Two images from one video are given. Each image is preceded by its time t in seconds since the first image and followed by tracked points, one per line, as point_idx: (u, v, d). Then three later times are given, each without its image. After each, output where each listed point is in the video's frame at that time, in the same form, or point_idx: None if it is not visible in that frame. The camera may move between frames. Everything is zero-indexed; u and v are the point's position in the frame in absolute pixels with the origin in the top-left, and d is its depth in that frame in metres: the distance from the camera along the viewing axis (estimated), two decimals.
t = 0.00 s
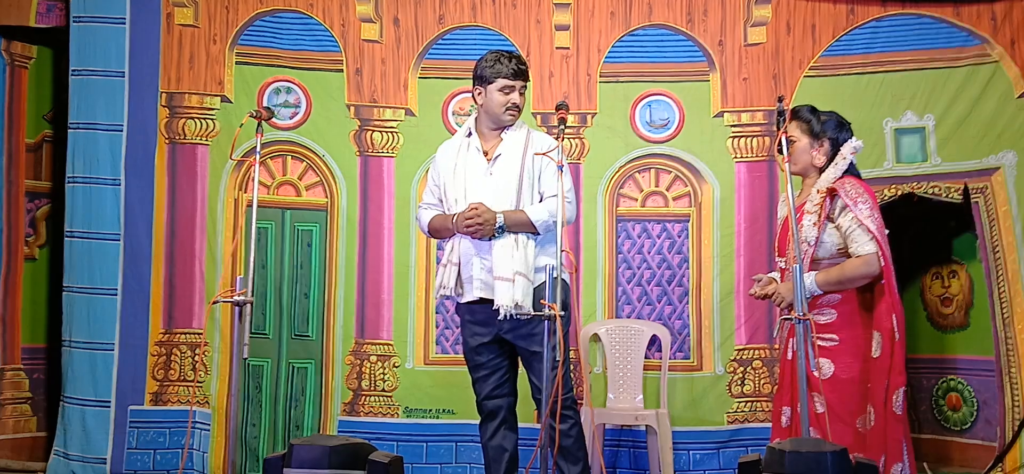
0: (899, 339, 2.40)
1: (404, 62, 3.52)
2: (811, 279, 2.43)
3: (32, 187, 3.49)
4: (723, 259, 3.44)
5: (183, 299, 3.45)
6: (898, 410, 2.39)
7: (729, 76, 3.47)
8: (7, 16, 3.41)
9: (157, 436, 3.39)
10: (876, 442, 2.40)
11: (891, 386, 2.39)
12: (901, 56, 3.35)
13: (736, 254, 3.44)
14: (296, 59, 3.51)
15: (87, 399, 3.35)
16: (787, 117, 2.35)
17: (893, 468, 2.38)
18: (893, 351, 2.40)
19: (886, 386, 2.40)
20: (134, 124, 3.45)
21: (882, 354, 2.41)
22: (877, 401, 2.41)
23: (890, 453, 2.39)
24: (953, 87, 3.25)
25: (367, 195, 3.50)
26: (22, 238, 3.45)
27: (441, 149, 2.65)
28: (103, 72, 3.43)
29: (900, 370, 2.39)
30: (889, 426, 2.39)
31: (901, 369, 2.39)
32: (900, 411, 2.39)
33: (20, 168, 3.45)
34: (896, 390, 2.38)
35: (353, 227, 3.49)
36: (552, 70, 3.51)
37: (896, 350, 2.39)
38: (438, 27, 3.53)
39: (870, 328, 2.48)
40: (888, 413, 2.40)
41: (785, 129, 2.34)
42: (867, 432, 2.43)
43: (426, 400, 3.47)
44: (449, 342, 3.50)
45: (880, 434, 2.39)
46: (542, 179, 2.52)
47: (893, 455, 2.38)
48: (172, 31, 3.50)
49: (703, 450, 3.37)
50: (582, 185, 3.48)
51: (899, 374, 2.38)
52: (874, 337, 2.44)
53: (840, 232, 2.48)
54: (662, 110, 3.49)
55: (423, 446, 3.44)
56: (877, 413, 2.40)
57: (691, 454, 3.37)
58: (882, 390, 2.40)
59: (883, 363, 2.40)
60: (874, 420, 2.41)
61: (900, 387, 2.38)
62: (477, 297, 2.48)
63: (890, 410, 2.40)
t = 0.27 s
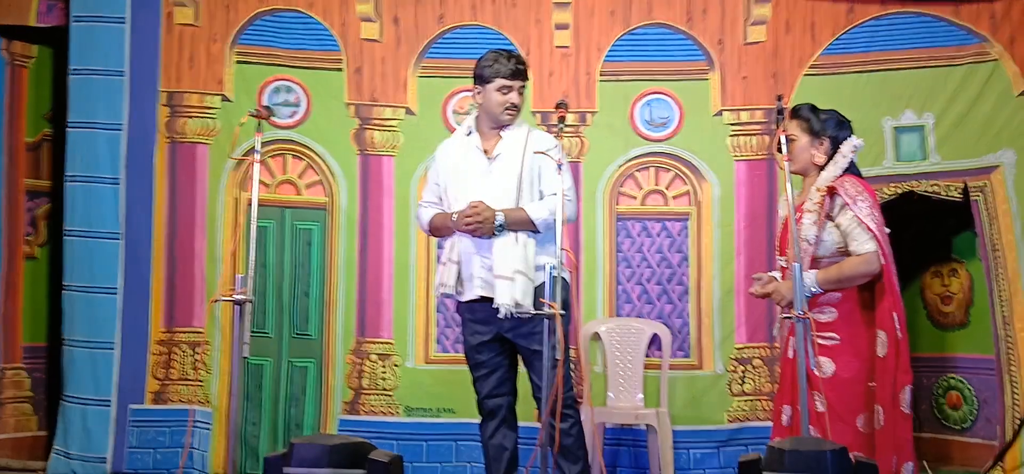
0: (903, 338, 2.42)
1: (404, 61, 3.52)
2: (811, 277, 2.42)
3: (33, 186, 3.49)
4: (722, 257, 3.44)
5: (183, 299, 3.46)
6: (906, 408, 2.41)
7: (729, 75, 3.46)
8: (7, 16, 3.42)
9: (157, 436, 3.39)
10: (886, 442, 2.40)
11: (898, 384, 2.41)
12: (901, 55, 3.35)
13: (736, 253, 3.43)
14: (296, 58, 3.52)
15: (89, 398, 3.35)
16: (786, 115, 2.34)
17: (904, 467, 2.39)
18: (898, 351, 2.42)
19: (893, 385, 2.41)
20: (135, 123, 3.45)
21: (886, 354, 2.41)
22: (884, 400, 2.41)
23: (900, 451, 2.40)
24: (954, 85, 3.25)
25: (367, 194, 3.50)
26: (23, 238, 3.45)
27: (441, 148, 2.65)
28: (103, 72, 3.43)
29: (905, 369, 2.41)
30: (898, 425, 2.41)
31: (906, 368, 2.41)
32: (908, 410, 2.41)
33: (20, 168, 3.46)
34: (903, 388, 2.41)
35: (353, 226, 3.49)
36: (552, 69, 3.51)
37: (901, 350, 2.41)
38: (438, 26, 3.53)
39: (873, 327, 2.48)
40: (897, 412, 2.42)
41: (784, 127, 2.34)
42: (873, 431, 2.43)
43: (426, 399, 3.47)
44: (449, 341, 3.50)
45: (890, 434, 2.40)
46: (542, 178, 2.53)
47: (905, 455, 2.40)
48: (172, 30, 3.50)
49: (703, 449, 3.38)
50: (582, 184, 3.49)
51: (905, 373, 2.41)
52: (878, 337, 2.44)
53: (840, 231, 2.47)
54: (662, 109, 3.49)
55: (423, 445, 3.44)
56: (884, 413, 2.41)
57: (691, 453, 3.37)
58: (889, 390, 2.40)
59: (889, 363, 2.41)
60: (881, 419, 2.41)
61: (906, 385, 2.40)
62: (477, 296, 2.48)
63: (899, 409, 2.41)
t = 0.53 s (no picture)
0: (905, 338, 2.41)
1: (404, 61, 3.52)
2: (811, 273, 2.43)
3: (33, 186, 3.49)
4: (723, 257, 3.44)
5: (183, 299, 3.45)
6: (907, 408, 2.42)
7: (729, 74, 3.46)
8: (7, 16, 3.42)
9: (157, 436, 3.39)
10: (887, 442, 2.40)
11: (899, 384, 2.42)
12: (901, 55, 3.34)
13: (736, 253, 3.43)
14: (297, 58, 3.51)
15: (88, 399, 3.36)
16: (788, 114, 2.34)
17: (903, 467, 2.41)
18: (899, 351, 2.41)
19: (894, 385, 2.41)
20: (135, 123, 3.45)
21: (888, 354, 2.41)
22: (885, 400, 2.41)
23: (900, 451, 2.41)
24: (954, 85, 3.25)
25: (368, 194, 3.50)
26: (23, 238, 3.45)
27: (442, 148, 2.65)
28: (103, 71, 3.43)
29: (907, 369, 2.42)
30: (898, 425, 2.41)
31: (908, 368, 2.42)
32: (909, 410, 2.42)
33: (21, 168, 3.46)
34: (904, 388, 2.41)
35: (353, 226, 3.49)
36: (553, 68, 3.50)
37: (902, 350, 2.40)
38: (438, 26, 3.53)
39: (873, 327, 2.47)
40: (897, 412, 2.42)
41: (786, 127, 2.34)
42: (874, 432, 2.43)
43: (427, 399, 3.47)
44: (449, 341, 3.50)
45: (890, 434, 2.40)
46: (544, 178, 2.52)
47: (904, 454, 2.42)
48: (172, 30, 3.50)
49: (704, 449, 3.37)
50: (583, 184, 3.48)
51: (907, 373, 2.41)
52: (880, 337, 2.44)
53: (841, 230, 2.48)
54: (663, 109, 3.49)
55: (423, 445, 3.44)
56: (885, 413, 2.40)
57: (691, 453, 3.37)
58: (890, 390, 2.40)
59: (890, 362, 2.40)
60: (882, 420, 2.41)
61: (907, 385, 2.41)
62: (478, 295, 2.48)
63: (899, 410, 2.42)
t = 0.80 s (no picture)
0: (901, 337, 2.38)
1: (404, 61, 3.52)
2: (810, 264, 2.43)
3: (34, 187, 3.49)
4: (723, 257, 3.44)
5: (183, 299, 3.45)
6: (900, 407, 2.39)
7: (729, 74, 3.46)
8: (8, 16, 3.42)
9: (158, 436, 3.39)
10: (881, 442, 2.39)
11: (894, 384, 2.39)
12: (901, 55, 3.34)
13: (736, 253, 3.43)
14: (297, 58, 3.51)
15: (89, 399, 3.36)
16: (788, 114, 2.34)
17: (895, 466, 2.39)
18: (895, 350, 2.39)
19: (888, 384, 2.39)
20: (135, 124, 3.45)
21: (885, 352, 2.40)
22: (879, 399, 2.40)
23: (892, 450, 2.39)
24: (954, 85, 3.25)
25: (368, 194, 3.50)
26: (24, 238, 3.45)
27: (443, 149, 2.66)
28: (104, 72, 3.43)
29: (902, 368, 2.39)
30: (892, 425, 2.39)
31: (903, 367, 2.39)
32: (902, 409, 2.39)
33: (22, 168, 3.46)
34: (898, 387, 2.39)
35: (354, 227, 3.49)
36: (553, 69, 3.51)
37: (898, 349, 2.38)
38: (439, 26, 3.53)
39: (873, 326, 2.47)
40: (891, 411, 2.40)
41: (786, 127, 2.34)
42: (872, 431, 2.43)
43: (427, 399, 3.47)
44: (450, 341, 3.50)
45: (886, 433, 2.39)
46: (543, 178, 2.52)
47: (896, 453, 2.39)
48: (172, 30, 3.50)
49: (704, 448, 3.37)
50: (583, 185, 3.49)
51: (901, 372, 2.38)
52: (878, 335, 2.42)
53: (841, 229, 2.48)
54: (663, 109, 3.49)
55: (424, 445, 3.44)
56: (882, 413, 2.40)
57: (692, 453, 3.37)
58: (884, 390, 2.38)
59: (886, 361, 2.39)
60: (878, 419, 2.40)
61: (901, 384, 2.38)
62: (477, 295, 2.48)
63: (892, 409, 2.40)
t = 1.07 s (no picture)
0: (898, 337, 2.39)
1: (404, 61, 3.52)
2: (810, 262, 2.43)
3: (34, 186, 3.49)
4: (723, 257, 3.44)
5: (183, 299, 3.45)
6: (894, 408, 2.39)
7: (729, 74, 3.46)
8: (8, 16, 3.42)
9: (158, 436, 3.39)
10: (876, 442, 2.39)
11: (888, 384, 2.40)
12: (901, 55, 3.34)
13: (736, 253, 3.43)
14: (297, 58, 3.51)
15: (89, 399, 3.36)
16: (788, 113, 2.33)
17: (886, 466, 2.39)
18: (892, 350, 2.39)
19: (883, 384, 2.40)
20: (135, 124, 3.45)
21: (881, 352, 2.41)
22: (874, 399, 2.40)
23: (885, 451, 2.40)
24: (955, 85, 3.25)
25: (368, 194, 3.50)
26: (24, 238, 3.45)
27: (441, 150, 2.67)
28: (104, 71, 3.43)
29: (899, 369, 2.38)
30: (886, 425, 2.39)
31: (899, 368, 2.38)
32: (896, 409, 2.39)
33: (21, 168, 3.46)
34: (893, 388, 2.38)
35: (353, 227, 3.49)
36: (553, 69, 3.50)
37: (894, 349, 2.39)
38: (439, 26, 3.53)
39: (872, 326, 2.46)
40: (885, 411, 2.40)
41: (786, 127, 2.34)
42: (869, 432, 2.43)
43: (427, 399, 3.47)
44: (450, 341, 3.50)
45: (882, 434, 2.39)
46: (538, 178, 2.51)
47: (889, 453, 2.39)
48: (172, 30, 3.50)
49: (704, 448, 3.37)
50: (582, 185, 3.48)
51: (896, 373, 2.38)
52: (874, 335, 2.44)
53: (841, 229, 2.48)
54: (663, 109, 3.49)
55: (424, 445, 3.44)
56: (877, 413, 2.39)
57: (692, 453, 3.37)
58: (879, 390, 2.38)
59: (881, 361, 2.40)
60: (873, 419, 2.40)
61: (896, 385, 2.37)
62: (470, 296, 2.48)
63: (886, 409, 2.40)
